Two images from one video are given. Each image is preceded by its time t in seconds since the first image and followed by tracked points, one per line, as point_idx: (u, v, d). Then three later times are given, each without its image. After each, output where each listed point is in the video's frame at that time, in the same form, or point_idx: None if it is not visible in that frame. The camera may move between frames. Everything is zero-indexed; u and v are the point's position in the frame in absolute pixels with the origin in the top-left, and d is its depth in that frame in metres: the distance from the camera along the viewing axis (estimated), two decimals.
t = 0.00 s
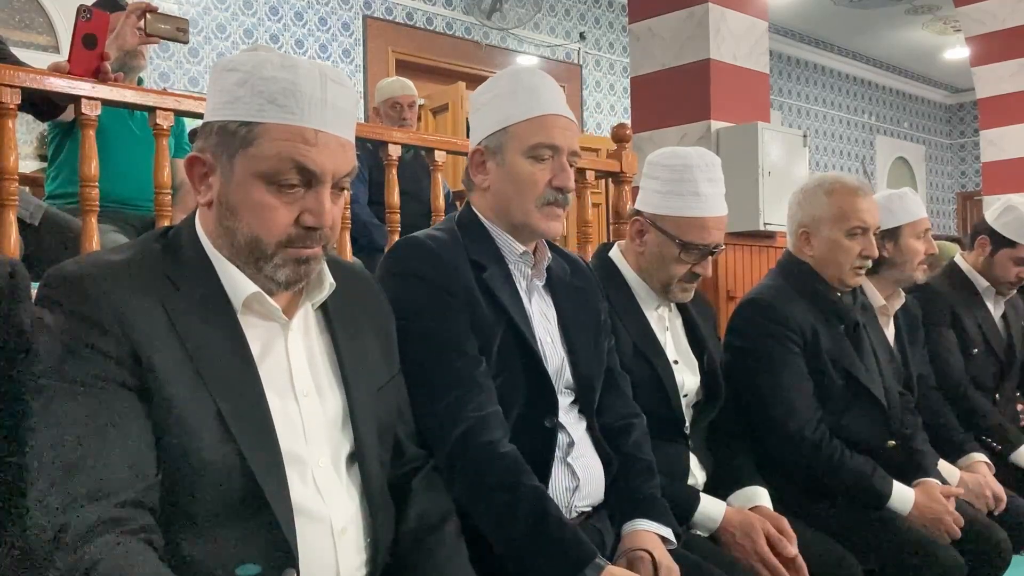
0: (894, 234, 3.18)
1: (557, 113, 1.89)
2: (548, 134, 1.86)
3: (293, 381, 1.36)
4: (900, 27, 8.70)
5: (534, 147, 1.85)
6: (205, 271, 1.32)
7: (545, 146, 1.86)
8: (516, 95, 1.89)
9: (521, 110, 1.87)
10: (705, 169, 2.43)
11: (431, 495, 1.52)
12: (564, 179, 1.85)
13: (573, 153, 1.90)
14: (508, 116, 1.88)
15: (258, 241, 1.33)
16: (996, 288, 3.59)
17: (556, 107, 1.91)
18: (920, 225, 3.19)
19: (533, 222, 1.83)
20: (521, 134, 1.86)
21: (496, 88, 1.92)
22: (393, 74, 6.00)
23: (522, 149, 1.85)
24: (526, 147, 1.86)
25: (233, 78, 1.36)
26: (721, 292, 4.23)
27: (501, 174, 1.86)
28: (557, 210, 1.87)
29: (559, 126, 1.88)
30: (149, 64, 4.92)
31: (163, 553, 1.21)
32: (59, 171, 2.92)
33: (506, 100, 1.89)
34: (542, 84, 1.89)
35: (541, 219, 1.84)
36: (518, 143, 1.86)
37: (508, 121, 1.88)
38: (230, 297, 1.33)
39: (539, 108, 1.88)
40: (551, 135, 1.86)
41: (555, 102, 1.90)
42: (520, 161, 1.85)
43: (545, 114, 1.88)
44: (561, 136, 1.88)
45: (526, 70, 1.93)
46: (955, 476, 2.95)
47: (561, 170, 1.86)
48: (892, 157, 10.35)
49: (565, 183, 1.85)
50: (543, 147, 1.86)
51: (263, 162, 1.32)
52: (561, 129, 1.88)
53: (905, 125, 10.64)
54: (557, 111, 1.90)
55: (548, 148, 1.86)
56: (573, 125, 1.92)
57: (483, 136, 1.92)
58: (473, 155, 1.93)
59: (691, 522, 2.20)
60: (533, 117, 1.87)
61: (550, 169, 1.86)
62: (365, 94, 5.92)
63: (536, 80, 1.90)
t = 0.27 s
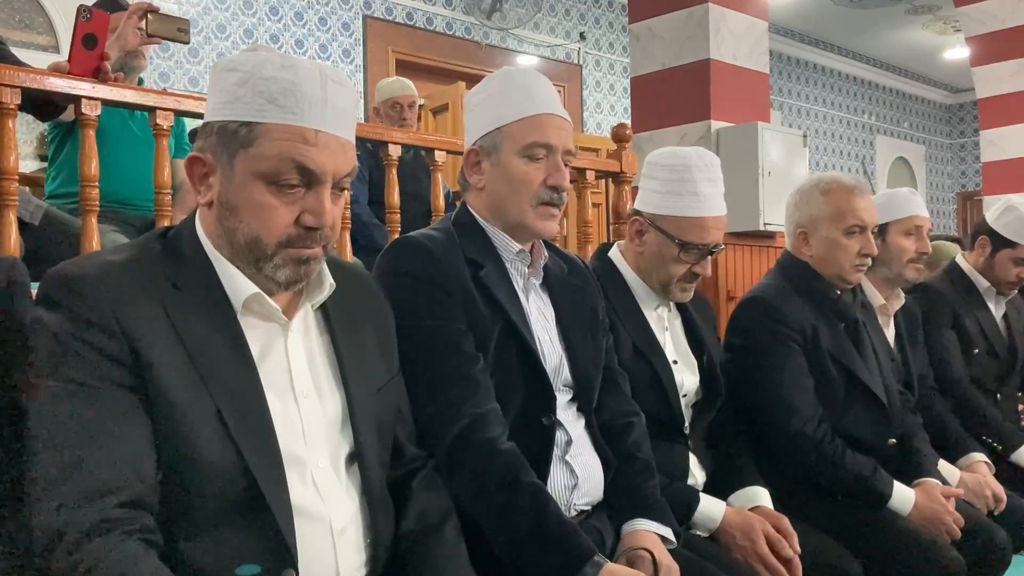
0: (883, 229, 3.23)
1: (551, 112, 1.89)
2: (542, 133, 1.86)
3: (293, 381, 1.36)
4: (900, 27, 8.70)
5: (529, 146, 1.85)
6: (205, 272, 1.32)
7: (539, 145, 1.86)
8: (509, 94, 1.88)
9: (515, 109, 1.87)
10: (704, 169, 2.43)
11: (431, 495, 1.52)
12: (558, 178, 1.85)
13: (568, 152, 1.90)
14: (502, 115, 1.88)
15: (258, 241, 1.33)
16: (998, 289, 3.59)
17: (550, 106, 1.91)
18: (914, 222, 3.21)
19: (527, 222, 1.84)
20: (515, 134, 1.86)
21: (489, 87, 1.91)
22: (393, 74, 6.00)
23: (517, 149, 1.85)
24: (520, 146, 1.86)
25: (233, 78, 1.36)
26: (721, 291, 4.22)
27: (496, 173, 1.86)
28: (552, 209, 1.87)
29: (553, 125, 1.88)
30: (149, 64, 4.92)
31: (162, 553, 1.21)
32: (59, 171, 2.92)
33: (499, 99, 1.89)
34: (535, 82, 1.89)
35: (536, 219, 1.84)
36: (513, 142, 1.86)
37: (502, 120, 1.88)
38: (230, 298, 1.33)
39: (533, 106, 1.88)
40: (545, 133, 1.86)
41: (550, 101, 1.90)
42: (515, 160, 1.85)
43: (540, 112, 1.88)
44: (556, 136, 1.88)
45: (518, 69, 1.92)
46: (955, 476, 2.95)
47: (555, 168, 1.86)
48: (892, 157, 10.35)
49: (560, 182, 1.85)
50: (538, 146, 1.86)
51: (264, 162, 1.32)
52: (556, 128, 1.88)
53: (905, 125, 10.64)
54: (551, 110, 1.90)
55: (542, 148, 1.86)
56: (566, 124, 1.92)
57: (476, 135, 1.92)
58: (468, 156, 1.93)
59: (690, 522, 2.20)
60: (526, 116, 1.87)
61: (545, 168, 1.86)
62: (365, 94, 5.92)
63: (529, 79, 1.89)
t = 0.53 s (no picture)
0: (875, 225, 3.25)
1: (549, 110, 1.89)
2: (541, 131, 1.86)
3: (293, 381, 1.36)
4: (900, 27, 8.70)
5: (528, 145, 1.86)
6: (205, 273, 1.32)
7: (538, 143, 1.86)
8: (508, 92, 1.88)
9: (513, 108, 1.87)
10: (704, 168, 2.43)
11: (431, 495, 1.52)
12: (558, 176, 1.86)
13: (566, 150, 1.90)
14: (501, 113, 1.88)
15: (257, 241, 1.33)
16: (1000, 289, 3.58)
17: (548, 104, 1.90)
18: (905, 216, 3.21)
19: (526, 221, 1.84)
20: (515, 132, 1.86)
21: (487, 85, 1.91)
22: (393, 74, 6.00)
23: (515, 148, 1.85)
24: (519, 144, 1.86)
25: (233, 78, 1.36)
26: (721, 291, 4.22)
27: (495, 172, 1.86)
28: (552, 208, 1.87)
29: (551, 123, 1.88)
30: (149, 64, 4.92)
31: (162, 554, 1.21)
32: (59, 171, 2.92)
33: (496, 98, 1.89)
34: (531, 80, 1.89)
35: (535, 217, 1.84)
36: (512, 140, 1.86)
37: (500, 119, 1.88)
38: (230, 298, 1.33)
39: (532, 105, 1.88)
40: (544, 132, 1.87)
41: (550, 99, 1.90)
42: (514, 159, 1.85)
43: (539, 111, 1.88)
44: (555, 134, 1.88)
45: (518, 67, 1.92)
46: (955, 476, 2.95)
47: (554, 167, 1.87)
48: (892, 157, 10.36)
49: (558, 180, 1.86)
50: (536, 145, 1.86)
51: (263, 162, 1.32)
52: (554, 127, 1.88)
53: (904, 125, 10.64)
54: (550, 108, 1.90)
55: (541, 146, 1.86)
56: (565, 122, 1.92)
57: (475, 134, 1.92)
58: (467, 154, 1.93)
59: (690, 522, 2.21)
60: (525, 114, 1.87)
61: (543, 166, 1.86)
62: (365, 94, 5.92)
63: (526, 76, 1.89)
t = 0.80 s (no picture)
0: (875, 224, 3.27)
1: (552, 107, 1.89)
2: (544, 128, 1.86)
3: (291, 381, 1.36)
4: (900, 27, 8.70)
5: (530, 142, 1.86)
6: (204, 273, 1.32)
7: (541, 140, 1.86)
8: (511, 89, 1.89)
9: (516, 104, 1.87)
10: (703, 169, 2.43)
11: (431, 495, 1.52)
12: (560, 173, 1.85)
13: (569, 146, 1.90)
14: (503, 111, 1.88)
15: (255, 241, 1.33)
16: (1000, 289, 3.58)
17: (552, 101, 1.91)
18: (905, 216, 3.23)
19: (530, 217, 1.84)
20: (517, 129, 1.86)
21: (490, 83, 1.91)
22: (393, 74, 6.00)
23: (518, 144, 1.86)
24: (522, 141, 1.86)
25: (231, 78, 1.36)
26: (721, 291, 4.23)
27: (497, 169, 1.86)
28: (557, 206, 1.86)
29: (555, 120, 1.88)
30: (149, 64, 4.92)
31: (163, 553, 1.21)
32: (59, 171, 2.93)
33: (499, 95, 1.89)
34: (535, 77, 1.89)
35: (538, 214, 1.84)
36: (515, 137, 1.86)
37: (503, 116, 1.88)
38: (228, 298, 1.34)
39: (535, 102, 1.88)
40: (547, 128, 1.87)
41: (552, 96, 1.90)
42: (516, 155, 1.85)
43: (541, 107, 1.88)
44: (558, 130, 1.88)
45: (520, 64, 1.93)
46: (955, 476, 2.95)
47: (557, 163, 1.86)
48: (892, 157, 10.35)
49: (562, 177, 1.85)
50: (539, 141, 1.86)
51: (261, 162, 1.32)
52: (558, 123, 1.88)
53: (905, 125, 10.64)
54: (553, 104, 1.90)
55: (543, 142, 1.87)
56: (569, 119, 1.92)
57: (478, 131, 1.92)
58: (470, 152, 1.93)
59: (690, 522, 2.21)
60: (528, 111, 1.87)
61: (546, 162, 1.86)
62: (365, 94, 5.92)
63: (530, 73, 1.89)
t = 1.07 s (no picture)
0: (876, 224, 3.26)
1: (562, 105, 1.87)
2: (554, 126, 1.85)
3: (291, 381, 1.36)
4: (900, 27, 8.70)
5: (540, 139, 1.85)
6: (203, 273, 1.32)
7: (551, 138, 1.85)
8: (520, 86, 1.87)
9: (526, 101, 1.86)
10: (703, 169, 2.43)
11: (431, 494, 1.52)
12: (570, 171, 1.84)
13: (580, 144, 1.89)
14: (513, 108, 1.87)
15: (254, 242, 1.33)
16: (1000, 289, 3.58)
17: (562, 98, 1.89)
18: (907, 216, 3.23)
19: (539, 216, 1.83)
20: (527, 126, 1.85)
21: (500, 80, 1.90)
22: (393, 74, 6.00)
23: (527, 142, 1.84)
24: (532, 139, 1.85)
25: (228, 78, 1.36)
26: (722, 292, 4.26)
27: (507, 167, 1.85)
28: (565, 204, 1.86)
29: (565, 118, 1.87)
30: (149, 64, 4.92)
31: (163, 553, 1.21)
32: (59, 171, 2.93)
33: (509, 92, 1.88)
34: (545, 73, 1.87)
35: (548, 214, 1.83)
36: (524, 134, 1.85)
37: (513, 113, 1.87)
38: (227, 298, 1.34)
39: (545, 99, 1.86)
40: (557, 126, 1.85)
41: (562, 94, 1.88)
42: (526, 153, 1.84)
43: (551, 104, 1.86)
44: (568, 128, 1.86)
45: (530, 61, 1.90)
46: (955, 476, 2.94)
47: (567, 161, 1.85)
48: (892, 157, 10.35)
49: (571, 175, 1.84)
50: (548, 139, 1.85)
51: (258, 162, 1.32)
52: (568, 121, 1.87)
53: (905, 125, 10.64)
54: (563, 102, 1.88)
55: (553, 140, 1.85)
56: (579, 117, 1.90)
57: (488, 128, 1.91)
58: (478, 148, 1.92)
59: (691, 523, 2.22)
60: (538, 108, 1.86)
61: (556, 161, 1.85)
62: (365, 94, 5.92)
63: (541, 69, 1.87)
